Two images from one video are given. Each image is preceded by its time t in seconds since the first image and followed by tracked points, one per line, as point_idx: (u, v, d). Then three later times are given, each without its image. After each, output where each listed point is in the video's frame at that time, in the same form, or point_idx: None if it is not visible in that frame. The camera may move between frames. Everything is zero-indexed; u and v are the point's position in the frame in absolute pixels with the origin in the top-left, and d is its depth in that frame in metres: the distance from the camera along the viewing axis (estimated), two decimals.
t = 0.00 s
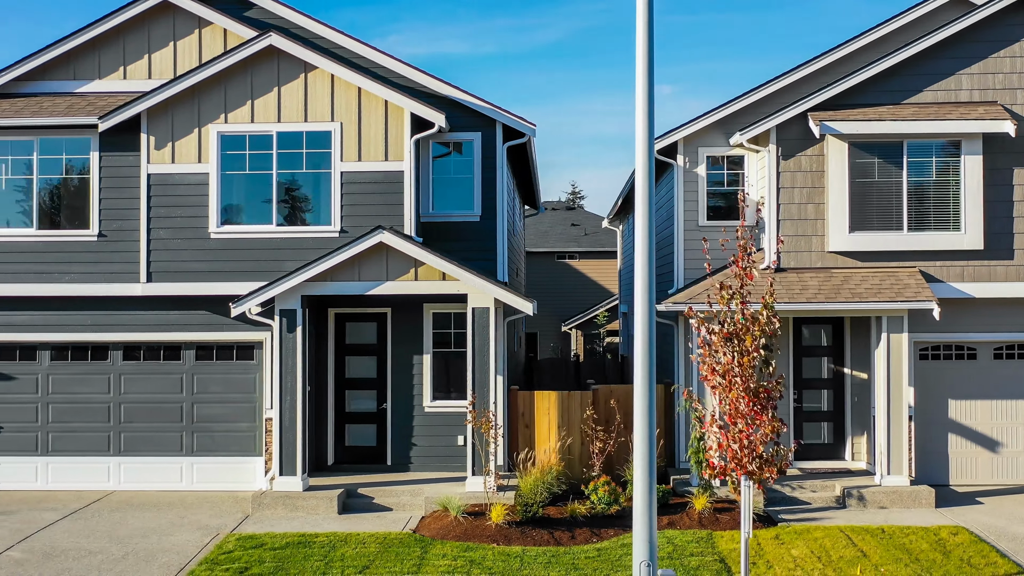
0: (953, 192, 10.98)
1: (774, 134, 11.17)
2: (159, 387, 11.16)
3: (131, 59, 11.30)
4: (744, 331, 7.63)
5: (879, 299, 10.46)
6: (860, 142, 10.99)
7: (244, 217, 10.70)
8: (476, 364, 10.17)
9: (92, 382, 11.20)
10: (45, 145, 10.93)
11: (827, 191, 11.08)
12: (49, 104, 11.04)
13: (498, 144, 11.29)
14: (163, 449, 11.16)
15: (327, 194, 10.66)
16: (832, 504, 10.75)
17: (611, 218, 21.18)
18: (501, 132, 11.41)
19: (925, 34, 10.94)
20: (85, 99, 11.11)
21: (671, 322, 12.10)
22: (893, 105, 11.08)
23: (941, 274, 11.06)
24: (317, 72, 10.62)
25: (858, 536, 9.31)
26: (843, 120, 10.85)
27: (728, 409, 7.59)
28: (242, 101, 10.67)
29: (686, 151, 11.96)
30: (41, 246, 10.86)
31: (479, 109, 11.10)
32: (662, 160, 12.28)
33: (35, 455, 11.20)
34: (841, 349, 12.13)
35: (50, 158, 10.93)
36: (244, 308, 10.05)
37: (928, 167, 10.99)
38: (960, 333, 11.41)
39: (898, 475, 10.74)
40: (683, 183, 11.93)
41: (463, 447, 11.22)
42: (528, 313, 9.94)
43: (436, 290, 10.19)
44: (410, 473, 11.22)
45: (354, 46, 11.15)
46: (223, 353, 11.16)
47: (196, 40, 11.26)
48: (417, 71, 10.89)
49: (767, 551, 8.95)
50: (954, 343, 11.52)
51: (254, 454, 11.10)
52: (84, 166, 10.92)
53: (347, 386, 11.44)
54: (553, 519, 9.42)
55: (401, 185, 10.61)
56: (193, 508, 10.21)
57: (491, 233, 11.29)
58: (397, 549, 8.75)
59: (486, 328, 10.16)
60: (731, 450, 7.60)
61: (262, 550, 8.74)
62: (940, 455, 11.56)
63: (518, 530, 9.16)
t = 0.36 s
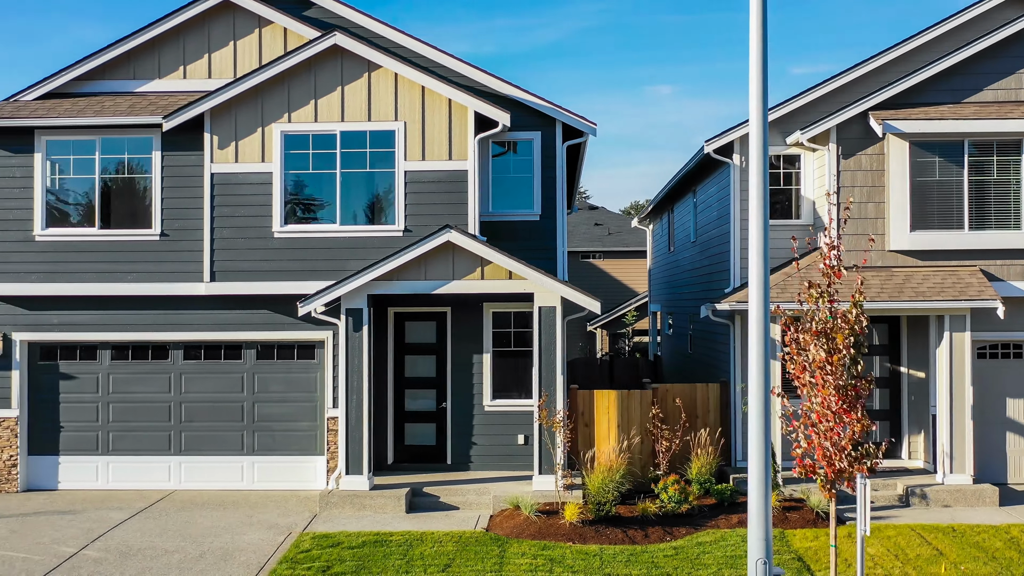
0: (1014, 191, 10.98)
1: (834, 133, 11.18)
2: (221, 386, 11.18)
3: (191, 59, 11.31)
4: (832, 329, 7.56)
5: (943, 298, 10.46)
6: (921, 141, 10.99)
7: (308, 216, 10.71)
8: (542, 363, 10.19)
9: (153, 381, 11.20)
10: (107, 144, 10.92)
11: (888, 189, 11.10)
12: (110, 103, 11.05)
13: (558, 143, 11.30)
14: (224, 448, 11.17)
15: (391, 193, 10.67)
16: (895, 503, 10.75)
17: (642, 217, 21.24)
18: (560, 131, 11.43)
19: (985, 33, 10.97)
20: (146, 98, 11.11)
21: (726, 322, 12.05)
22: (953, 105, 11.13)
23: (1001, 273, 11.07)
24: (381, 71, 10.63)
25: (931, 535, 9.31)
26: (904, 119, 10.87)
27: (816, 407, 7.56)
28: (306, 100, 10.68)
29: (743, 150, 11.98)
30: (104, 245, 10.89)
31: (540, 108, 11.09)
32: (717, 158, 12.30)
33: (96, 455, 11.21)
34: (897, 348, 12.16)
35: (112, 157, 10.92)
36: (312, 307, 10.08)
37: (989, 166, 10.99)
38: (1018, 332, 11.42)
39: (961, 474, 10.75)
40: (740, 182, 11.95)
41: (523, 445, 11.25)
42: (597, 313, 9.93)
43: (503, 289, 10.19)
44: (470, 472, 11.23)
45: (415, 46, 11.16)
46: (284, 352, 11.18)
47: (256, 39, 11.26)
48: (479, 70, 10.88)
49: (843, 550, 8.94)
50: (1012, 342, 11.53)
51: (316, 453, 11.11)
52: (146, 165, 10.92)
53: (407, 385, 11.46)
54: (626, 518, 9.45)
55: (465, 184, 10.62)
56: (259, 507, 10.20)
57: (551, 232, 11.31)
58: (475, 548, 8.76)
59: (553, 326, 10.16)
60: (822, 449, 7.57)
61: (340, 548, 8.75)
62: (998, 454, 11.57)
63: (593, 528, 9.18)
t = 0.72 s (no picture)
0: None
1: (891, 132, 11.18)
2: (278, 385, 11.19)
3: (247, 58, 11.31)
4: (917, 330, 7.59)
5: (1004, 297, 10.45)
6: (979, 141, 11.00)
7: (368, 215, 10.72)
8: (605, 362, 10.19)
9: (210, 381, 11.21)
10: (165, 143, 10.94)
11: (945, 189, 11.11)
12: (168, 103, 11.06)
13: (615, 142, 11.30)
14: (281, 448, 11.17)
15: (451, 193, 10.68)
16: (954, 502, 10.74)
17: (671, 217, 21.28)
18: (616, 130, 11.44)
19: None
20: (203, 97, 11.13)
21: (779, 321, 12.05)
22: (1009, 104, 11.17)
23: None
24: (441, 70, 10.64)
25: (1000, 534, 9.29)
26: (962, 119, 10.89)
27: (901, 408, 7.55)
28: (365, 99, 10.68)
29: (797, 149, 11.99)
30: (163, 245, 10.91)
31: (598, 107, 11.07)
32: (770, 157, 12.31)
33: (152, 454, 11.22)
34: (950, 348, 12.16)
35: (170, 157, 10.93)
36: (376, 306, 10.10)
37: None
38: None
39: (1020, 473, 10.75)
40: (793, 182, 11.95)
41: (580, 444, 11.26)
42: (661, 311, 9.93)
43: (565, 288, 10.19)
44: (527, 471, 11.25)
45: (472, 45, 11.17)
46: (341, 351, 11.19)
47: (313, 39, 11.27)
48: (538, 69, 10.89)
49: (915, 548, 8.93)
50: None
51: (373, 452, 11.13)
52: (204, 165, 10.93)
53: (462, 385, 11.48)
54: (694, 517, 9.47)
55: (526, 183, 10.63)
56: (322, 507, 10.21)
57: (607, 232, 11.31)
58: (549, 547, 8.77)
59: (616, 324, 10.16)
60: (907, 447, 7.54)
61: (414, 547, 8.76)
62: None
63: (663, 528, 9.19)
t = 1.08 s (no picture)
0: None
1: (949, 131, 11.19)
2: (335, 384, 11.18)
3: (304, 57, 11.32)
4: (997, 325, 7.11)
5: None
6: None
7: (428, 215, 10.73)
8: (668, 361, 10.26)
9: (268, 379, 11.22)
10: (224, 143, 10.95)
11: (1003, 188, 11.07)
12: (226, 102, 11.07)
13: (671, 142, 11.32)
14: (339, 446, 11.18)
15: (511, 191, 10.69)
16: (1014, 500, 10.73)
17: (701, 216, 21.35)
18: (671, 129, 11.45)
19: None
20: (261, 97, 11.13)
21: (831, 320, 12.09)
22: None
23: None
24: (501, 70, 10.65)
25: None
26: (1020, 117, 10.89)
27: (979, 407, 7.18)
28: (425, 98, 10.69)
29: (850, 148, 12.02)
30: (222, 244, 10.92)
31: (655, 107, 11.08)
32: (822, 156, 12.33)
33: (209, 453, 11.22)
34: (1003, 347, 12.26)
35: (228, 156, 10.94)
36: (440, 305, 10.14)
37: None
38: None
39: None
40: (846, 181, 11.98)
41: (636, 443, 11.26)
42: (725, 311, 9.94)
43: (628, 288, 10.21)
44: (584, 469, 11.26)
45: (529, 45, 11.19)
46: (399, 350, 11.17)
47: (369, 38, 11.27)
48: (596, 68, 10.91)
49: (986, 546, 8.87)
50: None
51: (431, 451, 11.14)
52: (263, 164, 10.94)
53: (518, 384, 11.49)
54: (761, 516, 9.48)
55: (586, 182, 10.64)
56: (386, 507, 10.19)
57: (664, 231, 11.32)
58: (621, 546, 8.77)
59: (679, 323, 10.20)
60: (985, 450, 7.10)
61: (487, 547, 8.76)
62: None
63: (732, 526, 9.20)
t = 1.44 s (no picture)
0: None
1: (1003, 131, 11.20)
2: (390, 384, 11.21)
3: (358, 57, 11.33)
4: None
5: None
6: None
7: (485, 215, 10.75)
8: (728, 362, 10.26)
9: (322, 379, 11.24)
10: (280, 143, 10.97)
11: None
12: (281, 102, 11.07)
13: (725, 142, 11.34)
14: (394, 446, 11.20)
15: (568, 191, 10.72)
16: None
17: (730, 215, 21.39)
18: (724, 129, 11.47)
19: None
20: (316, 97, 11.14)
21: (882, 319, 12.08)
22: None
23: None
24: (558, 70, 10.66)
25: None
26: None
27: None
28: (483, 98, 10.72)
29: (900, 148, 12.04)
30: (278, 244, 10.94)
31: (710, 107, 11.10)
32: (871, 156, 12.35)
33: (264, 452, 11.23)
34: None
35: (284, 156, 10.96)
36: (501, 304, 10.16)
37: None
38: None
39: None
40: (897, 181, 12.00)
41: (690, 442, 11.28)
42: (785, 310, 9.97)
43: (688, 288, 10.23)
44: (638, 469, 11.27)
45: (584, 45, 11.21)
46: (453, 350, 11.20)
47: (423, 38, 11.29)
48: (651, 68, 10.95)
49: None
50: None
51: (486, 450, 11.18)
52: (319, 164, 10.96)
53: (571, 383, 11.50)
54: (825, 516, 9.50)
55: (643, 181, 10.66)
56: (446, 507, 10.20)
57: (718, 231, 11.33)
58: (690, 545, 8.78)
59: (739, 323, 10.22)
60: None
61: (557, 546, 8.78)
62: None
63: (798, 526, 9.21)
